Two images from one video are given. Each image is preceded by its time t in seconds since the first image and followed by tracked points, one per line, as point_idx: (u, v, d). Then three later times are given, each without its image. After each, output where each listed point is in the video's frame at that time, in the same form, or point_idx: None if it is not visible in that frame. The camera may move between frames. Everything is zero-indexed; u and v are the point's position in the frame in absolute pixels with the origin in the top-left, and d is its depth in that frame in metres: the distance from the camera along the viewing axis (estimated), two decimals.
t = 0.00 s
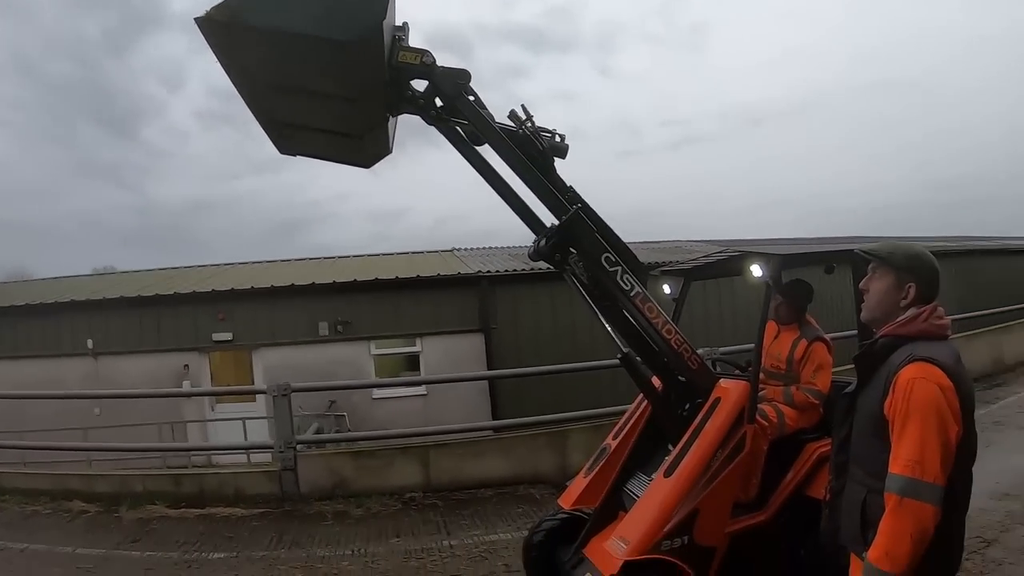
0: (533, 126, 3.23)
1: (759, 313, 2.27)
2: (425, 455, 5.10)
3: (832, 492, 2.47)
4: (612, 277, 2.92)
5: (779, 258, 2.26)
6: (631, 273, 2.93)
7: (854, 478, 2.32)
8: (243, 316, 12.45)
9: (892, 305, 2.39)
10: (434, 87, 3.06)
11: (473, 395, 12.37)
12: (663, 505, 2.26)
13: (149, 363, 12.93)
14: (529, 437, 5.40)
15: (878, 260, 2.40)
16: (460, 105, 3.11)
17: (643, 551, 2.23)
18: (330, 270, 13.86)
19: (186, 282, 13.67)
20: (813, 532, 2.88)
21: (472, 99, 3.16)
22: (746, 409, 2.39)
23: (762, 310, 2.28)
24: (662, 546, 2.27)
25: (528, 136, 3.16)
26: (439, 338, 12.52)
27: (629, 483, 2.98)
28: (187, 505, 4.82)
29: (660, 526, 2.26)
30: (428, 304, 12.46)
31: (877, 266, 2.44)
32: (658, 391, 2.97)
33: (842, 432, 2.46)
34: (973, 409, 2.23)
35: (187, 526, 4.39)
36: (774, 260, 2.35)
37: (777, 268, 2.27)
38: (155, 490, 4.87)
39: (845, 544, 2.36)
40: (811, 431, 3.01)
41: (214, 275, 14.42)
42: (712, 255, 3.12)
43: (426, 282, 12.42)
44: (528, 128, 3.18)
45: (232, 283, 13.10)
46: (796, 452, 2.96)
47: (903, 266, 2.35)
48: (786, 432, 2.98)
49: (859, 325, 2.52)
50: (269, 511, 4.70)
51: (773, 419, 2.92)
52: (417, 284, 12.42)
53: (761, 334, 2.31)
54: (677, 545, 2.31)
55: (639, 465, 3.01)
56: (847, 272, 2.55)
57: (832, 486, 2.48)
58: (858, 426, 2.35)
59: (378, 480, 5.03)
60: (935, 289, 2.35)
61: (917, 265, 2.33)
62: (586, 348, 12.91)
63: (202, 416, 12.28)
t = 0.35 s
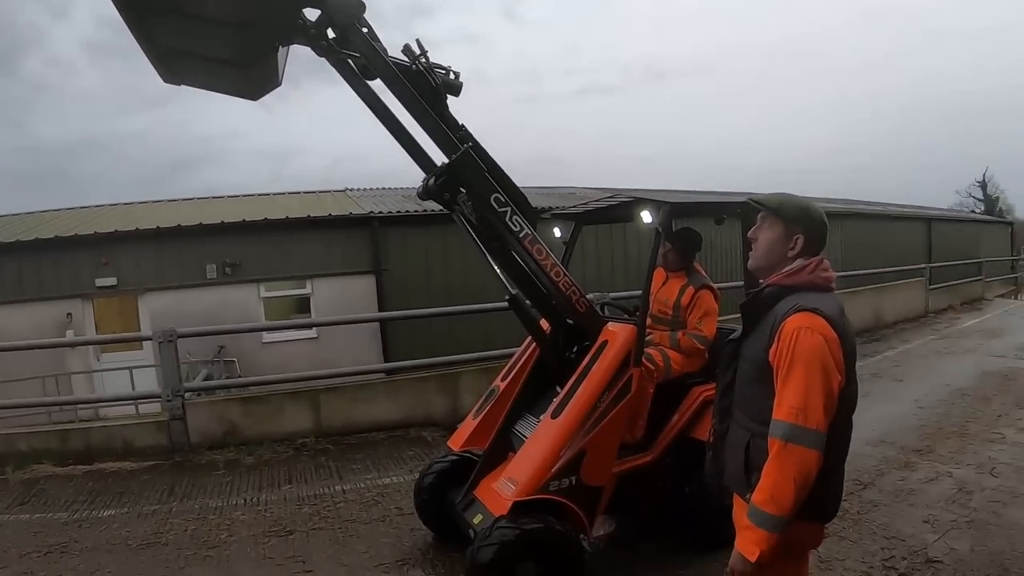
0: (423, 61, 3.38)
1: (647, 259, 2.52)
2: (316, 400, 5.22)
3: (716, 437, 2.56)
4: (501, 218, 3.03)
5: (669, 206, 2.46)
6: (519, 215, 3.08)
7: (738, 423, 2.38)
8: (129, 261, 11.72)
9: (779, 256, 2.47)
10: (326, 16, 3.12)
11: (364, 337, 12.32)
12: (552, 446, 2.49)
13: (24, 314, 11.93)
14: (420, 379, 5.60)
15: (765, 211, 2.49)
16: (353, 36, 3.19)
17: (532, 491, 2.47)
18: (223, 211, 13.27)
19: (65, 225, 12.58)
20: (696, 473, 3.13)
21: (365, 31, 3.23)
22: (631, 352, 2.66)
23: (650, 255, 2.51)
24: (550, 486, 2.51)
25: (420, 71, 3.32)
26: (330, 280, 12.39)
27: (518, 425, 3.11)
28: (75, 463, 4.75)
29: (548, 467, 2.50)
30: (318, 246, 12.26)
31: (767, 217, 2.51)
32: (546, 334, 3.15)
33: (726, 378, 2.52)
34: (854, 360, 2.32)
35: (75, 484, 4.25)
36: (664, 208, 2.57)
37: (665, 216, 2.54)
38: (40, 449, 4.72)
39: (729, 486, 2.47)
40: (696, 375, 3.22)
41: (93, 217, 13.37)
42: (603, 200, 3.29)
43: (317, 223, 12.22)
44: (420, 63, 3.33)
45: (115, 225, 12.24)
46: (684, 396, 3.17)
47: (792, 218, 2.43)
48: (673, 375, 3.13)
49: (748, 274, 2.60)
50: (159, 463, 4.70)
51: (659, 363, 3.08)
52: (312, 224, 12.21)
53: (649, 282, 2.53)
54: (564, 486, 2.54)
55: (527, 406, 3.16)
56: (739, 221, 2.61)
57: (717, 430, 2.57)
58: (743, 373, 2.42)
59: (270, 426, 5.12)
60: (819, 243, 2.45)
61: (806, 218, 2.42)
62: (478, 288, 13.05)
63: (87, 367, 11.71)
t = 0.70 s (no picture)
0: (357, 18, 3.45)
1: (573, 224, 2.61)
2: (241, 363, 5.23)
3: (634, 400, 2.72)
4: (426, 178, 3.07)
5: (595, 172, 2.56)
6: (445, 177, 3.12)
7: (655, 386, 2.57)
8: (50, 222, 11.17)
9: (703, 224, 2.60)
10: None
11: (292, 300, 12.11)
12: (474, 410, 2.53)
13: None
14: (347, 343, 5.68)
15: (690, 178, 2.61)
16: None
17: (455, 454, 2.50)
18: (152, 168, 12.77)
19: None
20: (616, 439, 3.27)
21: None
22: (555, 315, 2.73)
23: (575, 222, 2.62)
24: (472, 449, 2.54)
25: (350, 28, 3.40)
26: (255, 241, 11.99)
27: (442, 388, 3.15)
28: None
29: (471, 430, 2.53)
30: (244, 206, 11.85)
31: (692, 186, 2.62)
32: (469, 297, 3.20)
33: (646, 342, 2.70)
34: (770, 329, 2.44)
35: None
36: (590, 173, 2.63)
37: (592, 181, 2.62)
38: None
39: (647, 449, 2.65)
40: (619, 341, 3.31)
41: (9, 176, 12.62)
42: (527, 164, 3.35)
43: (241, 181, 11.76)
44: (349, 20, 3.42)
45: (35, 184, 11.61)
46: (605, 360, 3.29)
47: (717, 188, 2.55)
48: (597, 340, 3.19)
49: (673, 241, 2.72)
50: (81, 433, 4.59)
51: (583, 328, 3.13)
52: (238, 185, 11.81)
53: (572, 246, 2.61)
54: (487, 449, 2.58)
55: (451, 370, 3.22)
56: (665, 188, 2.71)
57: (635, 394, 2.73)
58: (664, 339, 2.57)
59: (195, 390, 5.10)
60: (741, 215, 2.59)
61: (730, 189, 2.55)
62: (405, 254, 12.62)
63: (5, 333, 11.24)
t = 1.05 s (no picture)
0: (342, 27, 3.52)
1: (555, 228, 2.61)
2: (227, 371, 5.23)
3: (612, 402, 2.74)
4: (411, 186, 3.10)
5: (576, 177, 2.58)
6: (429, 184, 3.15)
7: (633, 388, 2.61)
8: (35, 229, 11.02)
9: (679, 229, 2.74)
10: None
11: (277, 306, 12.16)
12: (459, 413, 2.55)
13: None
14: (334, 351, 5.69)
15: (667, 186, 2.74)
16: None
17: (441, 457, 2.52)
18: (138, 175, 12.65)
19: None
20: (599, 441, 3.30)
21: None
22: (537, 320, 2.75)
23: (560, 225, 2.57)
24: (458, 452, 2.57)
25: (335, 38, 3.47)
26: (243, 249, 12.11)
27: (427, 392, 3.19)
28: None
29: (457, 433, 2.56)
30: (230, 212, 11.96)
31: (668, 193, 2.76)
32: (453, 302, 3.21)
33: (624, 344, 2.71)
34: (743, 331, 2.57)
35: None
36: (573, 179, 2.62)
37: (574, 187, 2.62)
38: None
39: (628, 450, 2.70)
40: (602, 344, 3.34)
41: None
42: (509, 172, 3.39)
43: (225, 189, 11.84)
44: (335, 30, 3.49)
45: (20, 190, 11.43)
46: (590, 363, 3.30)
47: (692, 194, 2.69)
48: (579, 344, 3.22)
49: (651, 247, 2.85)
50: (69, 441, 4.57)
51: (566, 332, 3.16)
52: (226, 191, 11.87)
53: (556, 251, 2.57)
54: (473, 452, 2.61)
55: (436, 375, 3.24)
56: (643, 194, 2.84)
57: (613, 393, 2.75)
58: (639, 338, 2.64)
59: (181, 399, 5.09)
60: (715, 220, 2.72)
61: (705, 195, 2.68)
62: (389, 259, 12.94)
63: None
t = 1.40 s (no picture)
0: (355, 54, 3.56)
1: (576, 246, 2.57)
2: (255, 396, 5.27)
3: (637, 415, 2.70)
4: (430, 209, 3.09)
5: (597, 193, 2.53)
6: (449, 206, 3.14)
7: (655, 400, 2.53)
8: (63, 260, 11.34)
9: (697, 237, 2.70)
10: (251, 10, 3.22)
11: (304, 330, 12.26)
12: (485, 432, 2.54)
13: None
14: (361, 374, 5.70)
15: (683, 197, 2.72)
16: (279, 32, 3.34)
17: (468, 477, 2.51)
18: (164, 205, 12.89)
19: None
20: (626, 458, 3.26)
21: (292, 28, 3.38)
22: (563, 337, 2.70)
23: (581, 241, 2.55)
24: (486, 471, 2.55)
25: (347, 65, 3.52)
26: (268, 275, 12.25)
27: (454, 412, 3.20)
28: (10, 471, 4.58)
29: (484, 452, 2.55)
30: (255, 240, 12.11)
31: (685, 203, 2.74)
32: (475, 322, 3.20)
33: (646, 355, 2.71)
34: (765, 339, 2.51)
35: (12, 493, 4.13)
36: (592, 196, 2.61)
37: (594, 203, 2.60)
38: None
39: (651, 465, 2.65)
40: (626, 360, 3.30)
41: (26, 215, 12.84)
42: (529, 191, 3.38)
43: (249, 217, 12.01)
44: (347, 57, 3.53)
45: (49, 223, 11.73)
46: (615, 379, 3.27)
47: (708, 202, 2.66)
48: (605, 359, 3.18)
49: (671, 258, 2.81)
50: (99, 468, 4.61)
51: (592, 348, 3.16)
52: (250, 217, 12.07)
53: (579, 268, 2.56)
54: (501, 470, 2.60)
55: (462, 395, 3.26)
56: (658, 208, 2.81)
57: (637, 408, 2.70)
58: (659, 349, 2.57)
59: (209, 425, 5.15)
60: (734, 229, 2.68)
61: (722, 203, 2.66)
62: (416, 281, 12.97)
63: (22, 371, 11.29)
